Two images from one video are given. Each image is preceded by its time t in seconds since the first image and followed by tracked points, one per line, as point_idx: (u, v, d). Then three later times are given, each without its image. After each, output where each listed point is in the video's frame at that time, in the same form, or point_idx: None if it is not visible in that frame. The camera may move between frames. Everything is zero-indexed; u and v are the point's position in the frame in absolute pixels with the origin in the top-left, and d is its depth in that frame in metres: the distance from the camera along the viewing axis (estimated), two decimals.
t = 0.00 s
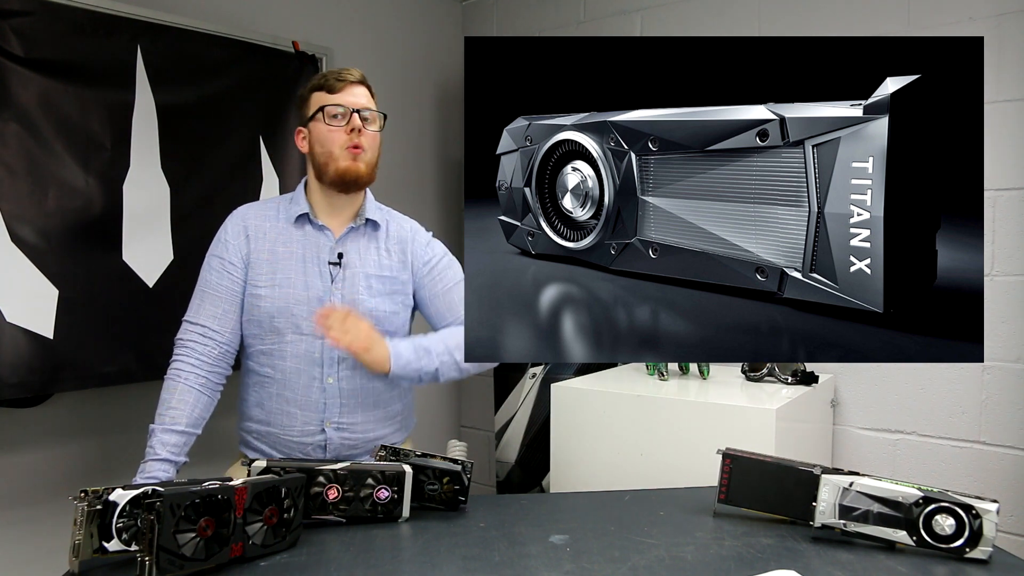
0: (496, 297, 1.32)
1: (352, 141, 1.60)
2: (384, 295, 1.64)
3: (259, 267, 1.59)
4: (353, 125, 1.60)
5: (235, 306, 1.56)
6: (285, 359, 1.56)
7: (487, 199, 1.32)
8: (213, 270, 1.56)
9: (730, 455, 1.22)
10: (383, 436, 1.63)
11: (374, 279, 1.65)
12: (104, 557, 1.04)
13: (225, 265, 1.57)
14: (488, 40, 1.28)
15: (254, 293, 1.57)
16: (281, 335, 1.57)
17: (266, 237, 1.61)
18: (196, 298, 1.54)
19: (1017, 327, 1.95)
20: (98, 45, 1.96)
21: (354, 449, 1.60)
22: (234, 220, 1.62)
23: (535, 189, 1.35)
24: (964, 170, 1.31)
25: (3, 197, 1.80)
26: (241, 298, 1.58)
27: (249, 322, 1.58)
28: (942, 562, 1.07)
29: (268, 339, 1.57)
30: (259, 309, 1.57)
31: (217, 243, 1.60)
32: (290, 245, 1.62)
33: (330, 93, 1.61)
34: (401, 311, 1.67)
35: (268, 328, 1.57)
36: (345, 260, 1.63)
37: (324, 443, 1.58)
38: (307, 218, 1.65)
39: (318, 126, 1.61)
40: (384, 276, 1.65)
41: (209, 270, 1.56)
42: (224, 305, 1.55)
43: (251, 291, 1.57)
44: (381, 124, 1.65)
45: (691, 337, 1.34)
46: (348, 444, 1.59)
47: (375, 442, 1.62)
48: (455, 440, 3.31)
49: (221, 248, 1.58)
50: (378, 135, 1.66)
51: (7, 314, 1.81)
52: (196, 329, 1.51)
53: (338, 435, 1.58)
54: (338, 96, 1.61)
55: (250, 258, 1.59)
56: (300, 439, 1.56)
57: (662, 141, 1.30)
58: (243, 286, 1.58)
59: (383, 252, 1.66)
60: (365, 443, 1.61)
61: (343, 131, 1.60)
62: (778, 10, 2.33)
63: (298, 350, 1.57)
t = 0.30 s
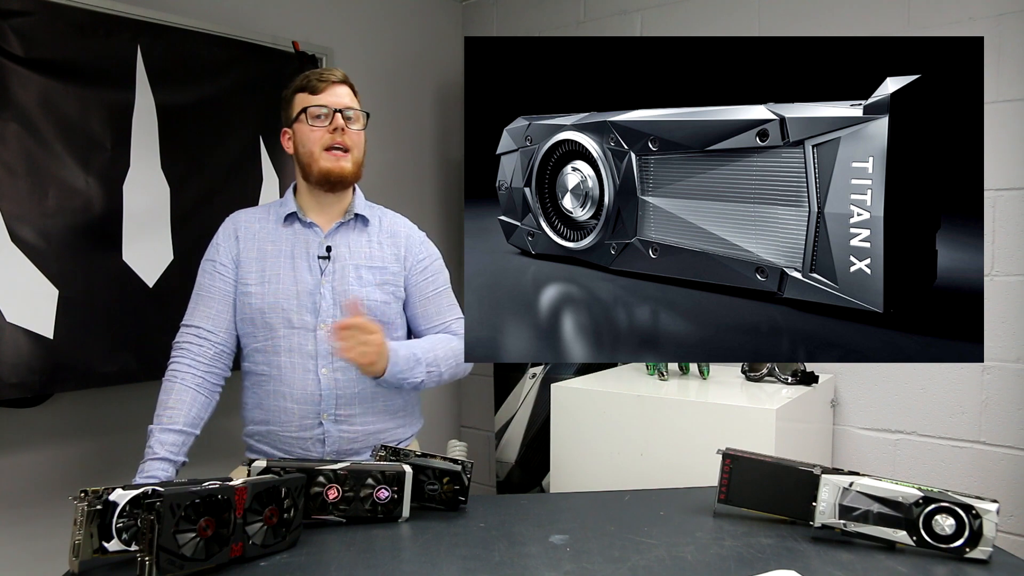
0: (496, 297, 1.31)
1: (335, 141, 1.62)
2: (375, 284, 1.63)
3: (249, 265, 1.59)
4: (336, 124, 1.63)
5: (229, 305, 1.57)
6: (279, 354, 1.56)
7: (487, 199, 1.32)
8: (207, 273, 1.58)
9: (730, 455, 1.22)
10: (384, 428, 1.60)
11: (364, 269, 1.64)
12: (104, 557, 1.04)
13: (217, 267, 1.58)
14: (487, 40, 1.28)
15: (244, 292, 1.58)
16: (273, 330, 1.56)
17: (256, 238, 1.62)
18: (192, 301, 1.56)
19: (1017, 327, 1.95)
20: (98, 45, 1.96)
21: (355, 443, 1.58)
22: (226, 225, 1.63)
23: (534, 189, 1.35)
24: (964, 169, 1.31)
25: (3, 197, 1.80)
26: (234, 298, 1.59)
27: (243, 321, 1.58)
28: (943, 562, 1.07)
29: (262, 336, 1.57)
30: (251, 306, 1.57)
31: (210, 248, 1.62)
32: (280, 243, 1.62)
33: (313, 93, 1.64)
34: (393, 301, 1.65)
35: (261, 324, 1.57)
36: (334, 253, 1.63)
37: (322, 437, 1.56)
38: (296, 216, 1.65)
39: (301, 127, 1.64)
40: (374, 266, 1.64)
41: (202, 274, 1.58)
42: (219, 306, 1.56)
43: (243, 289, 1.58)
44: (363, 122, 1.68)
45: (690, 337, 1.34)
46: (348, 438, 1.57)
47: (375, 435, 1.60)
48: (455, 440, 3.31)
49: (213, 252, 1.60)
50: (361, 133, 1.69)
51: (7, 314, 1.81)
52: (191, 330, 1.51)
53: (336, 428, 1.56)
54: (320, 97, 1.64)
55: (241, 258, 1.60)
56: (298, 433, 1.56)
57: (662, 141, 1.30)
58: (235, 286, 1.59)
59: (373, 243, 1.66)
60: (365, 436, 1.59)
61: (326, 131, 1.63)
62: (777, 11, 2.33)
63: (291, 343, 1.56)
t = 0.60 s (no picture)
0: (496, 297, 1.31)
1: (330, 136, 1.62)
2: (378, 283, 1.63)
3: (250, 263, 1.59)
4: (328, 120, 1.63)
5: (229, 303, 1.57)
6: (280, 351, 1.56)
7: (487, 200, 1.32)
8: (206, 271, 1.57)
9: (730, 455, 1.22)
10: (383, 426, 1.60)
11: (368, 269, 1.64)
12: (104, 557, 1.04)
13: (216, 265, 1.58)
14: (487, 40, 1.28)
15: (245, 289, 1.57)
16: (274, 326, 1.56)
17: (257, 236, 1.61)
18: (191, 299, 1.56)
19: (1017, 327, 1.95)
20: (98, 45, 1.96)
21: (354, 441, 1.58)
22: (226, 223, 1.63)
23: (534, 189, 1.35)
24: (964, 169, 1.31)
25: (3, 197, 1.80)
26: (234, 296, 1.58)
27: (243, 319, 1.58)
28: (943, 562, 1.07)
29: (262, 333, 1.56)
30: (251, 303, 1.56)
31: (209, 247, 1.62)
32: (281, 241, 1.61)
33: (304, 94, 1.65)
34: (396, 300, 1.66)
35: (262, 322, 1.56)
36: (336, 251, 1.62)
37: (321, 434, 1.56)
38: (297, 215, 1.65)
39: (295, 128, 1.64)
40: (378, 266, 1.64)
41: (202, 272, 1.57)
42: (218, 304, 1.56)
43: (243, 287, 1.57)
44: (354, 118, 1.68)
45: (690, 336, 1.34)
46: (347, 435, 1.57)
47: (375, 434, 1.59)
48: (455, 440, 3.31)
49: (213, 250, 1.59)
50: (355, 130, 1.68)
51: (7, 314, 1.81)
52: (191, 329, 1.52)
53: (336, 425, 1.56)
54: (311, 96, 1.65)
55: (241, 257, 1.60)
56: (297, 430, 1.55)
57: (662, 141, 1.30)
58: (235, 284, 1.58)
59: (376, 242, 1.66)
60: (365, 434, 1.58)
61: (319, 127, 1.63)
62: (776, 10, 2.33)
63: (292, 340, 1.56)
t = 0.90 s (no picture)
0: (496, 297, 1.68)
1: (338, 137, 1.60)
2: (383, 285, 1.64)
3: (257, 259, 1.57)
4: (337, 120, 1.60)
5: (232, 300, 1.55)
6: (286, 349, 1.55)
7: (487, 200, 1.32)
8: (209, 266, 1.54)
9: (730, 455, 1.22)
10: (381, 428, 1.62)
11: (374, 270, 1.65)
12: (104, 557, 1.04)
13: (219, 260, 1.54)
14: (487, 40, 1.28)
15: (251, 286, 1.56)
16: (281, 325, 1.55)
17: (263, 232, 1.60)
18: (191, 294, 1.53)
19: (1017, 327, 1.95)
20: (99, 45, 1.96)
21: (355, 442, 1.59)
22: (229, 217, 1.60)
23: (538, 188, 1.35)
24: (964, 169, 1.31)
25: (3, 198, 1.80)
26: (238, 293, 1.56)
27: (247, 316, 1.56)
28: (942, 562, 1.07)
29: (266, 331, 1.55)
30: (258, 301, 1.55)
31: (211, 239, 1.58)
32: (288, 238, 1.60)
33: (314, 94, 1.62)
34: (399, 303, 1.67)
35: (268, 319, 1.55)
36: (345, 250, 1.63)
37: (325, 434, 1.56)
38: (302, 213, 1.64)
39: (303, 127, 1.62)
40: (383, 268, 1.66)
41: (203, 267, 1.53)
42: (221, 300, 1.53)
43: (248, 283, 1.56)
44: (365, 118, 1.65)
45: (689, 336, 1.61)
46: (350, 436, 1.58)
47: (374, 435, 1.61)
48: (455, 440, 3.31)
49: (216, 243, 1.55)
50: (365, 130, 1.66)
51: (7, 314, 1.81)
52: (192, 325, 1.49)
53: (340, 425, 1.57)
54: (320, 96, 1.62)
55: (246, 252, 1.57)
56: (300, 430, 1.55)
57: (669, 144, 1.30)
58: (239, 281, 1.56)
59: (382, 245, 1.68)
60: (366, 435, 1.59)
61: (327, 127, 1.60)
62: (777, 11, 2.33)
63: (299, 339, 1.55)
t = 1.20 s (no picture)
0: (496, 297, 1.68)
1: (341, 145, 1.60)
2: (380, 293, 1.65)
3: (255, 262, 1.57)
4: (343, 128, 1.60)
5: (230, 302, 1.54)
6: (280, 355, 1.55)
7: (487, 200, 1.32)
8: (208, 266, 1.53)
9: (730, 455, 1.22)
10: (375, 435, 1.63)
11: (371, 277, 1.65)
12: (104, 557, 1.04)
13: (218, 260, 1.54)
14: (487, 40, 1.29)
15: (249, 289, 1.56)
16: (277, 330, 1.55)
17: (262, 234, 1.59)
18: (190, 293, 1.52)
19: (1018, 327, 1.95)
20: (98, 45, 1.96)
21: (349, 448, 1.60)
22: (229, 216, 1.59)
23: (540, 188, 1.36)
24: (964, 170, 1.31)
25: (3, 198, 1.80)
26: (236, 295, 1.56)
27: (245, 319, 1.56)
28: (942, 562, 1.07)
29: (263, 335, 1.56)
30: (256, 305, 1.55)
31: (210, 238, 1.57)
32: (287, 242, 1.60)
33: (324, 94, 1.60)
34: (395, 310, 1.67)
35: (265, 324, 1.55)
36: (342, 257, 1.63)
37: (320, 440, 1.56)
38: (302, 215, 1.64)
39: (310, 128, 1.61)
40: (380, 275, 1.66)
41: (202, 267, 1.53)
42: (219, 301, 1.53)
43: (246, 286, 1.56)
44: (372, 125, 1.63)
45: (690, 336, 1.61)
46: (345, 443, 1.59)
47: (368, 441, 1.62)
48: (455, 440, 3.31)
49: (215, 243, 1.55)
50: (371, 136, 1.65)
51: (7, 314, 1.82)
52: (191, 325, 1.49)
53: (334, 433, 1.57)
54: (330, 98, 1.60)
55: (245, 253, 1.57)
56: (294, 435, 1.55)
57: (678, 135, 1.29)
58: (237, 282, 1.56)
59: (379, 251, 1.68)
60: (360, 441, 1.60)
61: (332, 134, 1.60)
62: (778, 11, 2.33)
63: (293, 346, 1.56)
